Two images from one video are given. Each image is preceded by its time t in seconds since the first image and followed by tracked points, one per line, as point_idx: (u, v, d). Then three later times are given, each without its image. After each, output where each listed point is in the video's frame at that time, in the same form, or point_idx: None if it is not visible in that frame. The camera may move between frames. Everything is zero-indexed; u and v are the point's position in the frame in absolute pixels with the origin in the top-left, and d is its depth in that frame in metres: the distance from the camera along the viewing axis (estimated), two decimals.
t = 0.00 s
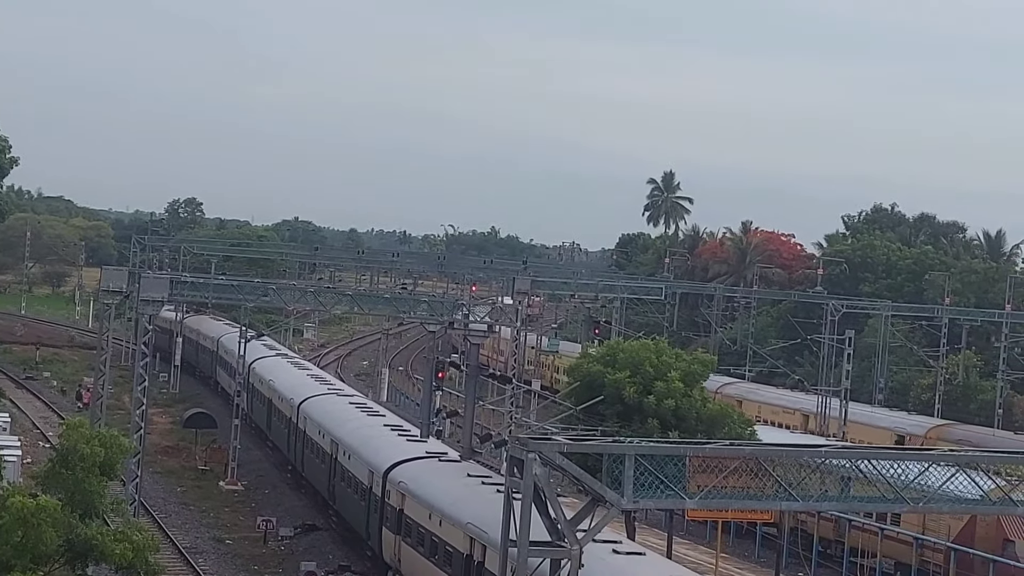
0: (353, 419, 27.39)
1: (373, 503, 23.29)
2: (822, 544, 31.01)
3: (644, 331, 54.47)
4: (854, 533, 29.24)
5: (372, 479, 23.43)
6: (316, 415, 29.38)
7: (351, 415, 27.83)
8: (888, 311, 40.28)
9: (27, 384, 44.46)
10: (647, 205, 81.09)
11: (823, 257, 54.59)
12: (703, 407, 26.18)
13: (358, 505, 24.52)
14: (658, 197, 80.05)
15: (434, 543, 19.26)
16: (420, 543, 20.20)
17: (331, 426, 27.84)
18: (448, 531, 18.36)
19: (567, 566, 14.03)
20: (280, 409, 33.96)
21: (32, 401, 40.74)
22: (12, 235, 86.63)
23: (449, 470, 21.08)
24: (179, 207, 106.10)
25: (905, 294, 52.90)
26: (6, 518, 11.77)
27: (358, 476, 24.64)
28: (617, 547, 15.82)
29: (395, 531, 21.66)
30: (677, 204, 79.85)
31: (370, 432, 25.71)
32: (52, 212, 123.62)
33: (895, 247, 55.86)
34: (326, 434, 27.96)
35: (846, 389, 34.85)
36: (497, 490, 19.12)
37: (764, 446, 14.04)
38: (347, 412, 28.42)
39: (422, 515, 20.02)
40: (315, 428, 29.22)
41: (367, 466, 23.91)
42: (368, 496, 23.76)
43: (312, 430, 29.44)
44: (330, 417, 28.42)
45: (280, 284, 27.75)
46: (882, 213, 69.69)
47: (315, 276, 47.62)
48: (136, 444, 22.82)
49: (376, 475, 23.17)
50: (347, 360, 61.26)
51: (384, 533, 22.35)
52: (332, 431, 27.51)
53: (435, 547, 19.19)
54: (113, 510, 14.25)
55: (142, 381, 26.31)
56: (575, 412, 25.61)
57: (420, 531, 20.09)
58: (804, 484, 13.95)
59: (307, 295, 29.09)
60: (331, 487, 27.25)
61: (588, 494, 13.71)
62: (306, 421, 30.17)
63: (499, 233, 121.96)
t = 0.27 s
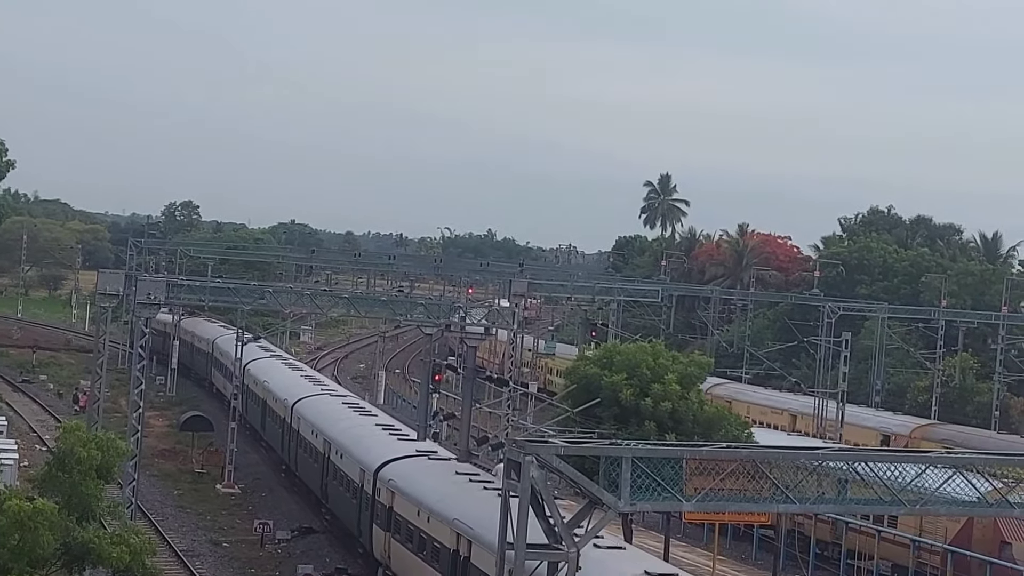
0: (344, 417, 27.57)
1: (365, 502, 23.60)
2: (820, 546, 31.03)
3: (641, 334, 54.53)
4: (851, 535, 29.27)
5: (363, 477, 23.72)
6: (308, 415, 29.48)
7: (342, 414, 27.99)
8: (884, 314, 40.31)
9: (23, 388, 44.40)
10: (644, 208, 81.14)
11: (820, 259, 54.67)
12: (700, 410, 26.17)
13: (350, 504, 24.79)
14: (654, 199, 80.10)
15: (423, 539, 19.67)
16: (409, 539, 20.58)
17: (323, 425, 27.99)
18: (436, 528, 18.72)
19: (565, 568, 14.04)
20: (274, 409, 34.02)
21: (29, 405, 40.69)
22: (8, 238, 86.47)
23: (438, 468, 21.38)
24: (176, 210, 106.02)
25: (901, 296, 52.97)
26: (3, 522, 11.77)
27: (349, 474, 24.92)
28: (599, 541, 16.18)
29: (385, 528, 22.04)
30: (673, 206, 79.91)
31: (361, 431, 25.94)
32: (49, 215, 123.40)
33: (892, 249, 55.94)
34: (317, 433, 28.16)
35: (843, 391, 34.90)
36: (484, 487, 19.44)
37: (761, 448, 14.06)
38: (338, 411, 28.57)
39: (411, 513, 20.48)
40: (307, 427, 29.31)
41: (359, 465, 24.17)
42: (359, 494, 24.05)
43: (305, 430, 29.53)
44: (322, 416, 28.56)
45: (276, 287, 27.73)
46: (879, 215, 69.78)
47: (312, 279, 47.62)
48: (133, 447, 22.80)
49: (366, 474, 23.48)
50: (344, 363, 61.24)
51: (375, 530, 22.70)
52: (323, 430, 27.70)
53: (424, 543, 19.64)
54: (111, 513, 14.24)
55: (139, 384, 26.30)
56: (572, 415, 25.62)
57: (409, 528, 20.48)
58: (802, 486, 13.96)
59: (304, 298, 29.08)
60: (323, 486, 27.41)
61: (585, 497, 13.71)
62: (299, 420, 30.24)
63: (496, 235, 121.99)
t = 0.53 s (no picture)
0: (336, 415, 27.67)
1: (355, 497, 23.71)
2: (815, 547, 31.05)
3: (637, 334, 54.56)
4: (846, 536, 29.29)
5: (354, 473, 23.84)
6: (301, 413, 29.50)
7: (334, 412, 28.06)
8: (880, 315, 40.34)
9: (19, 389, 44.33)
10: (640, 208, 81.17)
11: (816, 260, 54.74)
12: (696, 411, 26.15)
13: (340, 500, 24.85)
14: (650, 200, 80.15)
15: (412, 534, 19.85)
16: (397, 534, 20.75)
17: (314, 422, 28.05)
18: (425, 523, 18.91)
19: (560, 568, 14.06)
20: (267, 408, 34.03)
21: (24, 405, 40.62)
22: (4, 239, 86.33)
23: (428, 465, 21.54)
24: (171, 210, 105.92)
25: (898, 297, 53.02)
26: None
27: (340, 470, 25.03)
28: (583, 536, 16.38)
29: (373, 523, 22.21)
30: (669, 207, 79.97)
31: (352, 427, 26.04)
32: (45, 216, 123.21)
33: (888, 250, 56.00)
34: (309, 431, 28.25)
35: (839, 391, 34.95)
36: (472, 484, 19.58)
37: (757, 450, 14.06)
38: (330, 408, 28.63)
39: (399, 507, 20.70)
40: (299, 425, 29.34)
41: (349, 462, 24.25)
42: (349, 490, 24.13)
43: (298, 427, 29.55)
44: (314, 414, 28.63)
45: (272, 288, 27.68)
46: (875, 216, 69.87)
47: (308, 279, 47.56)
48: (128, 448, 22.77)
49: (356, 469, 23.61)
50: (340, 363, 61.21)
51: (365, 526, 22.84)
52: (315, 427, 27.77)
53: (411, 538, 19.87)
54: (106, 514, 14.22)
55: (135, 384, 26.27)
56: (568, 416, 25.62)
57: (397, 522, 20.67)
58: (798, 488, 13.96)
59: (299, 298, 29.05)
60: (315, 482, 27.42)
61: (581, 498, 13.71)
62: (292, 418, 30.25)
63: (492, 236, 122.04)
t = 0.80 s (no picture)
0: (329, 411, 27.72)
1: (347, 491, 23.74)
2: (813, 547, 31.06)
3: (635, 333, 54.60)
4: (844, 535, 29.30)
5: (346, 467, 23.89)
6: (295, 409, 29.54)
7: (328, 408, 28.10)
8: (878, 314, 40.34)
9: (17, 388, 44.29)
10: (638, 208, 81.20)
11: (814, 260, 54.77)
12: (694, 410, 26.17)
13: (334, 495, 24.83)
14: (648, 199, 80.17)
15: (401, 527, 19.96)
16: (387, 527, 20.87)
17: (309, 418, 28.09)
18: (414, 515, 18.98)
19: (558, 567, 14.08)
20: (263, 405, 34.06)
21: (22, 404, 40.60)
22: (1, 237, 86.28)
23: (419, 460, 21.65)
24: (170, 209, 105.89)
25: (895, 297, 53.05)
26: None
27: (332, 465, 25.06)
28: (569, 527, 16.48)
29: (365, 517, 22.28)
30: (667, 207, 80.02)
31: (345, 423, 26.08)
32: (42, 215, 123.20)
33: (886, 249, 56.04)
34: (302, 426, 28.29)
35: (836, 390, 34.99)
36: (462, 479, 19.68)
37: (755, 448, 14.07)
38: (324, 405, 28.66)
39: (389, 501, 20.83)
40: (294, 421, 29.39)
41: (342, 456, 24.27)
42: (342, 485, 24.14)
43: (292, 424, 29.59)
44: (308, 410, 28.67)
45: (270, 287, 27.64)
46: (873, 216, 69.92)
47: (306, 278, 47.59)
48: (126, 447, 22.75)
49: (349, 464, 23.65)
50: (338, 363, 61.21)
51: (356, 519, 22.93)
52: (309, 423, 27.82)
53: (400, 531, 19.99)
54: (104, 513, 14.22)
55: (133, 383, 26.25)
56: (566, 415, 25.63)
57: (386, 515, 20.79)
58: (796, 487, 13.97)
59: (297, 298, 29.03)
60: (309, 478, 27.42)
61: (579, 497, 13.72)
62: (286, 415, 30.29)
63: (489, 235, 122.12)
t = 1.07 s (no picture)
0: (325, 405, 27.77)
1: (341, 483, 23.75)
2: (812, 543, 31.10)
3: (634, 330, 54.61)
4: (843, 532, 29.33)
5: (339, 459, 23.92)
6: (291, 403, 29.59)
7: (324, 402, 28.15)
8: (877, 311, 40.32)
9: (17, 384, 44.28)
10: (637, 204, 81.18)
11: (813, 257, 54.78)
12: (693, 407, 26.19)
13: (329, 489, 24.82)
14: (647, 196, 80.15)
15: (393, 517, 19.96)
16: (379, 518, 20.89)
17: (305, 412, 28.12)
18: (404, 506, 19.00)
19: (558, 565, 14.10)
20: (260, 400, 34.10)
21: (22, 401, 40.60)
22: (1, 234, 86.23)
23: (413, 453, 21.68)
24: (169, 206, 105.83)
25: (894, 293, 53.05)
26: None
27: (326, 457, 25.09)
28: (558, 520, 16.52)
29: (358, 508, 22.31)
30: (667, 203, 80.03)
31: (341, 416, 26.13)
32: (41, 211, 123.15)
33: (885, 246, 56.05)
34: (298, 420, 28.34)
35: (835, 386, 34.99)
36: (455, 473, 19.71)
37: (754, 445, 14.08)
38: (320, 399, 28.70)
39: (382, 492, 20.86)
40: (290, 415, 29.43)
41: (337, 449, 24.29)
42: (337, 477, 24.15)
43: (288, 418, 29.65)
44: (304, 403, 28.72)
45: (269, 284, 27.62)
46: (872, 213, 69.92)
47: (305, 274, 47.57)
48: (126, 443, 22.76)
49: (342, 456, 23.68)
50: (337, 359, 61.21)
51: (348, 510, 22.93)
52: (304, 416, 27.86)
53: (392, 521, 19.99)
54: (104, 509, 14.22)
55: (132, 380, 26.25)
56: (565, 411, 25.66)
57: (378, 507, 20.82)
58: (795, 483, 14.00)
59: (296, 294, 29.03)
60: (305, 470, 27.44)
61: (578, 493, 13.74)
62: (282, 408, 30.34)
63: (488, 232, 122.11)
